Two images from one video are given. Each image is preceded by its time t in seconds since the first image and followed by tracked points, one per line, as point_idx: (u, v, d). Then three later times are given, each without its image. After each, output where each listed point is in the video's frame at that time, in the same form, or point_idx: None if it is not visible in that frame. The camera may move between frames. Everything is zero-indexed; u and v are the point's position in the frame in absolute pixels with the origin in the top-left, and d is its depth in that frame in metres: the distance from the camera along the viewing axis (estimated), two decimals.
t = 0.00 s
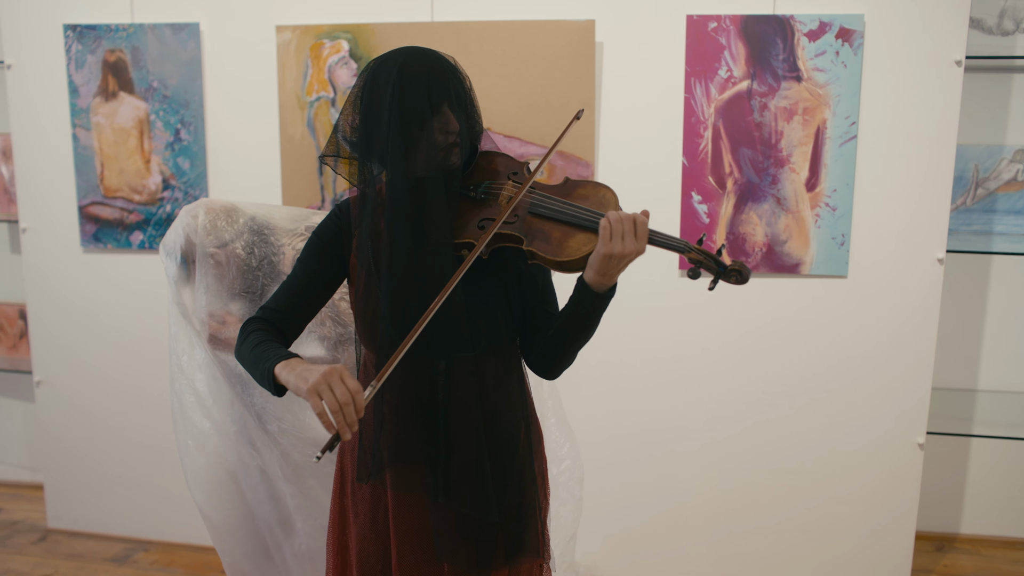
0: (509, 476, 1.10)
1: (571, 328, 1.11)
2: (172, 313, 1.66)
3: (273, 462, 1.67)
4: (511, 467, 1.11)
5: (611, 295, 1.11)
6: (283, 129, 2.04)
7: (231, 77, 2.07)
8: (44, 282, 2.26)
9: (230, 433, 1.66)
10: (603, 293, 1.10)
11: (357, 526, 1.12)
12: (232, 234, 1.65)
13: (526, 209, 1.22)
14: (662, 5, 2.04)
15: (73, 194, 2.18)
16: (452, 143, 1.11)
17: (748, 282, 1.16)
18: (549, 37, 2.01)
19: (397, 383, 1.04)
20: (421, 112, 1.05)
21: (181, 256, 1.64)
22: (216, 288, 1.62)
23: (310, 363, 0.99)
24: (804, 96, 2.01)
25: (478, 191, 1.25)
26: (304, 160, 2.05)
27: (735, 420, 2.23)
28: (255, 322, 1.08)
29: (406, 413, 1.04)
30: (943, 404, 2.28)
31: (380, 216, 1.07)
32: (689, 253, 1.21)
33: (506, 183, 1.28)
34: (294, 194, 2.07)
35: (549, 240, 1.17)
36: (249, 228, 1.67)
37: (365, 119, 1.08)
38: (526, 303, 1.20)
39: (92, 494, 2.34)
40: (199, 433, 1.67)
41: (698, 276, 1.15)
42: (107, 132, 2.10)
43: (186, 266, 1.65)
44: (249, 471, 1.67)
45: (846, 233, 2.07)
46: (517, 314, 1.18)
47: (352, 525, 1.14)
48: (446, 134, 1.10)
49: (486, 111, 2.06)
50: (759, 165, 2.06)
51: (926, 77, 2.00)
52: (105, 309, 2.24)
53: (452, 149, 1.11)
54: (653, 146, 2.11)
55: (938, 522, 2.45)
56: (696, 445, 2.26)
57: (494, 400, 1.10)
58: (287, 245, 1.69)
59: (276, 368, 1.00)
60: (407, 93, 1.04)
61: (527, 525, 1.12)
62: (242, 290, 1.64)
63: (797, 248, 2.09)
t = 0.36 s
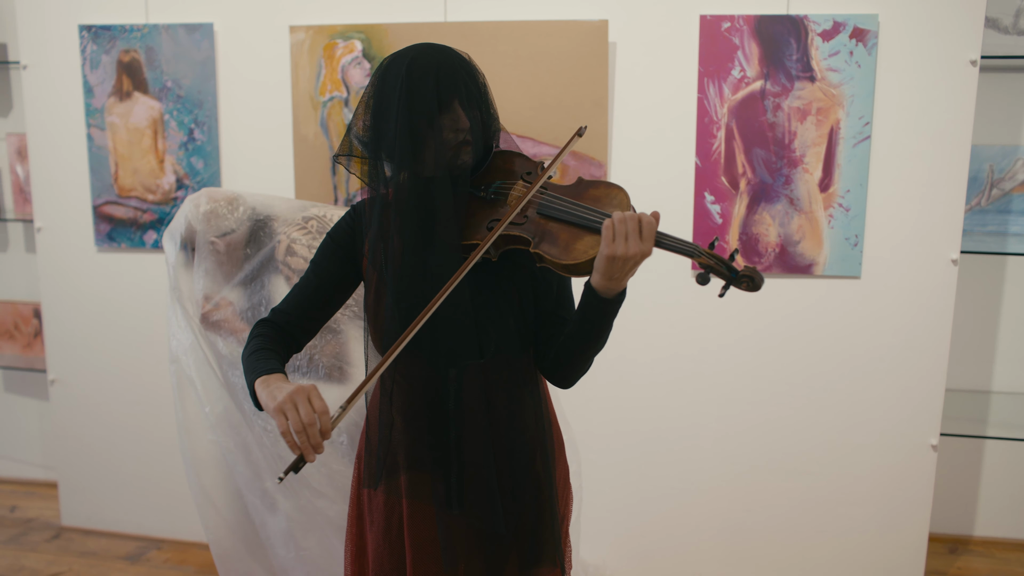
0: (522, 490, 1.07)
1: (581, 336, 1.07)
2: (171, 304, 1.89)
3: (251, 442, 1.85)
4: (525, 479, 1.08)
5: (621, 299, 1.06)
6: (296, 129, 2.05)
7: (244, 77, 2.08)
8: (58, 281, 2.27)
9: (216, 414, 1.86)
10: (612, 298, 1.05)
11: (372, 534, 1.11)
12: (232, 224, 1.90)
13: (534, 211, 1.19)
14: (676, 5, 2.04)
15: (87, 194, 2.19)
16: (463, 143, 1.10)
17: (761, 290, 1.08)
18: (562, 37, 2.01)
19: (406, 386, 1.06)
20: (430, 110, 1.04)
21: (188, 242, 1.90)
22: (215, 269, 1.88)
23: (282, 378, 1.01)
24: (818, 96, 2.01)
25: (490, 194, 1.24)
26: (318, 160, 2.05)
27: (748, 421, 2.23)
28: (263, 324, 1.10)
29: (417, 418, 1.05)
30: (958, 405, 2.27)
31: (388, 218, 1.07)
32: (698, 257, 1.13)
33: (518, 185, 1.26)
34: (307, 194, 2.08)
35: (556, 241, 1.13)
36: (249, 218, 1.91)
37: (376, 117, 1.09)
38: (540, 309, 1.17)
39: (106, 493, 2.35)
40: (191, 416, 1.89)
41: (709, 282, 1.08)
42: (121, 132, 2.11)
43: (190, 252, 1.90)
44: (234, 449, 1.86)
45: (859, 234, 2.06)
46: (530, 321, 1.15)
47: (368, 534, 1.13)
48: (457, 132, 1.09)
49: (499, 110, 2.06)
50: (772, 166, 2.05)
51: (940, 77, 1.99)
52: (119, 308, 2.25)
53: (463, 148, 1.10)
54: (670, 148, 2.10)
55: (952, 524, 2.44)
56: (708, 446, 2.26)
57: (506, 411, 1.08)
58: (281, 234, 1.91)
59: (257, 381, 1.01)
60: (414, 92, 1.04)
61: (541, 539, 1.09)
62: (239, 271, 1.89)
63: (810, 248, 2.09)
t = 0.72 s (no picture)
0: (533, 504, 1.07)
1: (589, 349, 1.04)
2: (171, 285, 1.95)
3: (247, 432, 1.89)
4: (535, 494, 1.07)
5: (630, 311, 1.04)
6: (305, 129, 2.06)
7: (253, 77, 2.08)
8: (69, 281, 2.28)
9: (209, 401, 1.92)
10: (620, 309, 1.02)
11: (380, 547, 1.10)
12: (230, 211, 1.92)
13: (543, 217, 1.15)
14: (685, 5, 2.04)
15: (98, 194, 2.20)
16: (474, 144, 1.09)
17: (771, 306, 1.07)
18: (571, 37, 2.01)
19: (416, 396, 1.06)
20: (438, 111, 1.04)
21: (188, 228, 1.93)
22: (210, 256, 1.90)
23: (263, 401, 1.01)
24: (827, 96, 2.00)
25: (502, 198, 1.20)
26: (327, 160, 2.06)
27: (757, 422, 2.23)
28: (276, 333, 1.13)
29: (427, 429, 1.05)
30: (968, 406, 2.26)
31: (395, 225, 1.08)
32: (707, 270, 1.12)
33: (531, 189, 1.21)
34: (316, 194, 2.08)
35: (563, 251, 1.10)
36: (245, 208, 1.92)
37: (385, 120, 1.10)
38: (554, 320, 1.15)
39: (115, 491, 2.36)
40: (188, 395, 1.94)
41: (716, 296, 1.05)
42: (131, 132, 2.12)
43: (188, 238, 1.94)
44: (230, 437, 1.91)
45: (869, 234, 2.06)
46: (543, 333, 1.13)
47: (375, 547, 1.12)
48: (468, 135, 1.08)
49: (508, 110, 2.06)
50: (782, 166, 2.05)
51: (950, 77, 1.98)
52: (129, 307, 2.26)
53: (475, 152, 1.09)
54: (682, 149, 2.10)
55: (962, 525, 2.43)
56: (717, 448, 2.25)
57: (517, 424, 1.07)
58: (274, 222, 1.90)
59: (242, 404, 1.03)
60: (422, 92, 1.04)
61: (551, 557, 1.07)
62: (233, 258, 1.90)
63: (819, 249, 2.08)
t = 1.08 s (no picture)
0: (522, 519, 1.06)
1: (577, 362, 1.05)
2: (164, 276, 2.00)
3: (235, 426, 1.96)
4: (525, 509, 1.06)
5: (617, 327, 1.04)
6: (310, 129, 2.06)
7: (258, 77, 2.08)
8: (74, 280, 2.28)
9: (186, 397, 2.00)
10: (609, 326, 1.03)
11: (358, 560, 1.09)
12: (224, 205, 1.97)
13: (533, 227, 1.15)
14: (690, 6, 2.04)
15: (103, 194, 2.20)
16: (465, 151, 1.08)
17: (762, 324, 1.10)
18: (576, 37, 2.01)
19: (405, 406, 1.05)
20: (427, 116, 1.03)
21: (183, 222, 1.98)
22: (203, 246, 1.95)
23: (235, 417, 1.03)
24: (832, 97, 2.00)
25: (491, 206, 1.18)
26: (332, 161, 2.06)
27: (761, 423, 2.23)
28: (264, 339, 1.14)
29: (415, 442, 1.04)
30: (973, 408, 2.26)
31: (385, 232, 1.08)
32: (700, 285, 1.12)
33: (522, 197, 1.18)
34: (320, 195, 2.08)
35: (551, 262, 1.10)
36: (238, 203, 1.97)
37: (375, 126, 1.09)
38: (544, 334, 1.15)
39: (120, 491, 2.36)
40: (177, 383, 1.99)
41: (706, 312, 1.05)
42: (137, 132, 2.13)
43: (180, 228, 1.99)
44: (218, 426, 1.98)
45: (874, 235, 2.06)
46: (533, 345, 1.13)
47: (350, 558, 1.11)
48: (458, 141, 1.08)
49: (513, 110, 2.06)
50: (786, 167, 2.05)
51: (955, 78, 1.98)
52: (134, 307, 2.26)
53: (466, 158, 1.09)
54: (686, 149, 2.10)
55: (967, 527, 2.43)
56: (721, 448, 2.25)
57: (507, 437, 1.06)
58: (265, 216, 1.95)
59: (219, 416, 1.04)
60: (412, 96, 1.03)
61: None
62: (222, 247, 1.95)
63: (824, 249, 2.08)
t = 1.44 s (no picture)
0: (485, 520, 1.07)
1: (547, 362, 1.05)
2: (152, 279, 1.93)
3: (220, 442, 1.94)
4: (489, 510, 1.07)
5: (591, 327, 1.05)
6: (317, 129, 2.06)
7: (265, 77, 2.09)
8: (82, 279, 2.29)
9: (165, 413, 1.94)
10: (586, 326, 1.05)
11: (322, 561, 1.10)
12: (217, 214, 1.85)
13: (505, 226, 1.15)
14: (697, 6, 2.04)
15: (111, 193, 2.21)
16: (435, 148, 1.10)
17: (739, 323, 1.12)
18: (583, 38, 2.01)
19: (368, 408, 1.05)
20: (400, 114, 1.04)
21: (172, 231, 1.87)
22: (195, 258, 1.84)
23: (218, 403, 1.03)
24: (839, 97, 2.00)
25: (461, 203, 1.20)
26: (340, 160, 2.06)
27: (769, 423, 2.23)
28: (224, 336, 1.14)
29: (378, 444, 1.04)
30: (981, 408, 2.26)
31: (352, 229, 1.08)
32: (676, 286, 1.14)
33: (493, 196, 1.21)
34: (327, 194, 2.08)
35: (525, 262, 1.11)
36: (229, 214, 1.85)
37: (344, 121, 1.09)
38: (511, 334, 1.16)
39: (127, 490, 2.37)
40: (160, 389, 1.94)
41: (683, 313, 1.07)
42: (144, 132, 2.13)
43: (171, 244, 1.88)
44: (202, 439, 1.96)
45: (880, 235, 2.06)
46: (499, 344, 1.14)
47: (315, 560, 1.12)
48: (430, 138, 1.09)
49: (520, 111, 2.06)
50: (793, 167, 2.05)
51: (962, 78, 1.98)
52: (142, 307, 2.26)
53: (437, 156, 1.11)
54: (691, 149, 2.10)
55: (975, 528, 2.42)
56: (727, 448, 2.26)
57: (471, 438, 1.07)
58: (258, 223, 1.84)
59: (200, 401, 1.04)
60: (383, 93, 1.04)
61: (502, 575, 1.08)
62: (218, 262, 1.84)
63: (830, 249, 2.08)
